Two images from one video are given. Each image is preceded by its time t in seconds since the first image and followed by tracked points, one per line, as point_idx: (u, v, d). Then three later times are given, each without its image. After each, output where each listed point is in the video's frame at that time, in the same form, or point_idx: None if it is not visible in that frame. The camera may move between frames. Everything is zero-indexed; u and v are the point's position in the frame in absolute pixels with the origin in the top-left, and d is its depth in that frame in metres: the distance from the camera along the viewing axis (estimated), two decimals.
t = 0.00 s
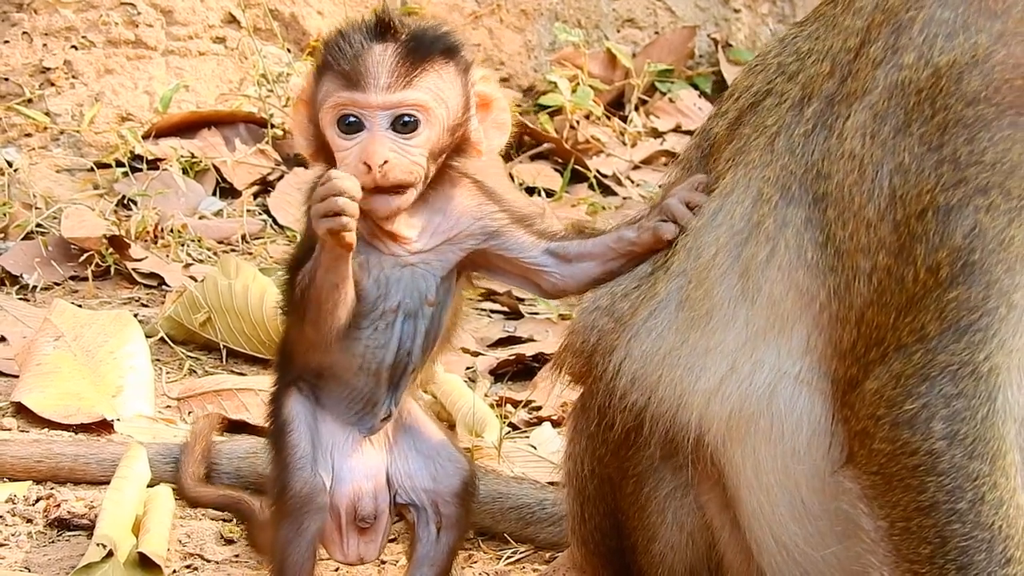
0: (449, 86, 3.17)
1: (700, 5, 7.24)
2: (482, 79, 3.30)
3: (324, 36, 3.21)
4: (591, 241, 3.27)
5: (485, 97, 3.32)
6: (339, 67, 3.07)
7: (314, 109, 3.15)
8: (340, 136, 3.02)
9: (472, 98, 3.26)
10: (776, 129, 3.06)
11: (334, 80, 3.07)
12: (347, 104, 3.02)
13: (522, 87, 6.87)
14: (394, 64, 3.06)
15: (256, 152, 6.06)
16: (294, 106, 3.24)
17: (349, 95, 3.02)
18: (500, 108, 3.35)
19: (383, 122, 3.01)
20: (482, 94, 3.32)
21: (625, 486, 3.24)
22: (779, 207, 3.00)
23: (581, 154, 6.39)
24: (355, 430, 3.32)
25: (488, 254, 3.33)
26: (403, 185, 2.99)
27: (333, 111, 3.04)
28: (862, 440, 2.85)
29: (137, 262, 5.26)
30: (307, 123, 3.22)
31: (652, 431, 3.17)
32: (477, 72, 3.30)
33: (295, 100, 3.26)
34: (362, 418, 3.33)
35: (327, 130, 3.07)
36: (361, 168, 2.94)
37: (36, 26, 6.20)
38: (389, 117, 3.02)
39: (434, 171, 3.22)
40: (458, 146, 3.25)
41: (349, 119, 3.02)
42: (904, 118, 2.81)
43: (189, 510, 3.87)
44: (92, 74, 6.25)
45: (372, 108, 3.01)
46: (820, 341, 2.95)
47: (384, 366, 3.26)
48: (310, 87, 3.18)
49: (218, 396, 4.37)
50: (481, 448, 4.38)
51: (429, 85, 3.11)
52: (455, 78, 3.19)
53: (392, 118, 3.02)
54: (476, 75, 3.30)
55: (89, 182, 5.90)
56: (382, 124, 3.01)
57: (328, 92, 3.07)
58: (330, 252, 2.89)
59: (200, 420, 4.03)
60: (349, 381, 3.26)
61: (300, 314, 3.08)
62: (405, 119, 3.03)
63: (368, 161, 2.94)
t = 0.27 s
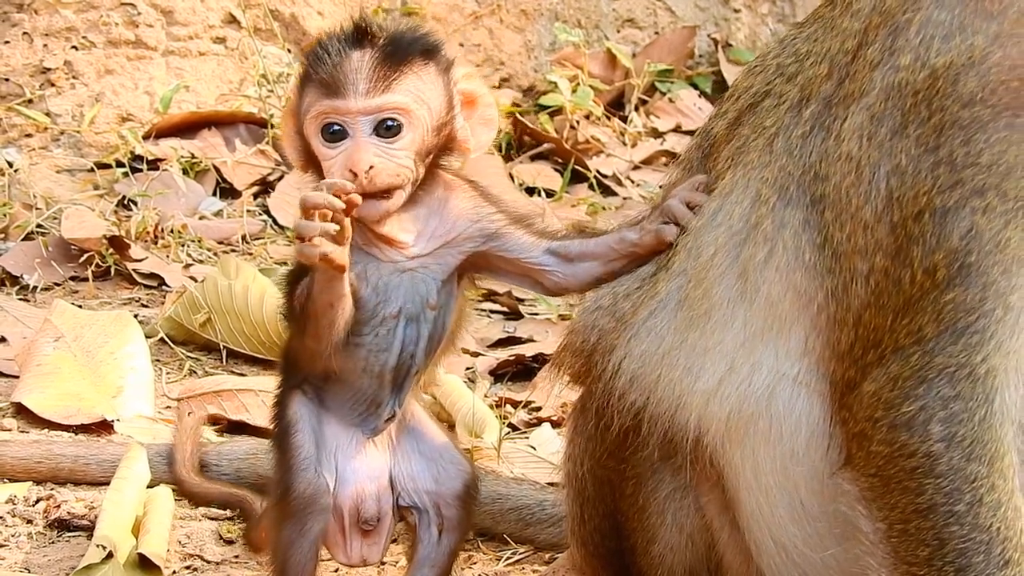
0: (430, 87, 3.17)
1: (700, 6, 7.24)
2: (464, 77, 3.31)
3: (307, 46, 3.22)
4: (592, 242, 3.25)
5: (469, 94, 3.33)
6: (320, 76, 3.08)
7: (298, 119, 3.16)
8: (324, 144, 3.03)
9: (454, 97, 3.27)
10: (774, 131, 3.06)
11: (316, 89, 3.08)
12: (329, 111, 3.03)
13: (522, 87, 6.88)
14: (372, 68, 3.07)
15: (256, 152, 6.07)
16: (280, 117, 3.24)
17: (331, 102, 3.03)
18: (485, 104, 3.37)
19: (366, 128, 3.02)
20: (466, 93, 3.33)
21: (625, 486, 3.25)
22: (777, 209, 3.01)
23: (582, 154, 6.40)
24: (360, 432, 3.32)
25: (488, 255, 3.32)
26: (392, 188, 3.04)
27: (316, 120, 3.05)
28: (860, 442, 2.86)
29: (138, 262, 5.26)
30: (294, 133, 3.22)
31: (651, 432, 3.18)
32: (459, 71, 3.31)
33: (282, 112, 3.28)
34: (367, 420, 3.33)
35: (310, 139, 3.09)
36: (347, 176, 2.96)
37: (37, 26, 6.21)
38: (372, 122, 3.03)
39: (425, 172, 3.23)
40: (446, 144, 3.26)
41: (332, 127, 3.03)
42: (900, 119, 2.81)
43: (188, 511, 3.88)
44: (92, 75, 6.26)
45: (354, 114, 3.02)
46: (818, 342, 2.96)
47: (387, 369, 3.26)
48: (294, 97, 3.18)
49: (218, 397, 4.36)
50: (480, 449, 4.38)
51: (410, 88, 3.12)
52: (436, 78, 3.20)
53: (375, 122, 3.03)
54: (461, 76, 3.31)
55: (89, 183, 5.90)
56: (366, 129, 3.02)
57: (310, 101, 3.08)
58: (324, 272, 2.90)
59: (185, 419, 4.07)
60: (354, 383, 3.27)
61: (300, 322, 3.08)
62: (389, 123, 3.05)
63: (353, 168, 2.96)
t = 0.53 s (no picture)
0: (433, 95, 3.16)
1: (699, 7, 7.24)
2: (466, 85, 3.30)
3: (309, 50, 3.20)
4: (590, 245, 3.25)
5: (471, 103, 3.31)
6: (322, 80, 3.06)
7: (298, 122, 3.14)
8: (324, 149, 3.01)
9: (456, 105, 3.25)
10: (775, 130, 3.06)
11: (317, 93, 3.06)
12: (329, 116, 3.02)
13: (520, 87, 6.88)
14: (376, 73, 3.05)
15: (255, 152, 6.06)
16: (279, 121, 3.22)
17: (332, 107, 3.02)
18: (486, 114, 3.35)
19: (366, 134, 3.01)
20: (468, 101, 3.31)
21: (625, 486, 3.24)
22: (778, 210, 3.01)
23: (580, 154, 6.40)
24: (366, 437, 3.32)
25: (486, 261, 3.31)
26: (387, 200, 3.04)
27: (316, 125, 3.03)
28: (861, 442, 2.86)
29: (136, 263, 5.25)
30: (293, 135, 3.19)
31: (651, 432, 3.17)
32: (461, 79, 3.29)
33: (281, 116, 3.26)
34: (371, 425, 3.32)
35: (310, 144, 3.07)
36: (345, 183, 2.94)
37: (35, 27, 6.18)
38: (372, 129, 3.02)
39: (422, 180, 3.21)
40: (445, 153, 3.25)
41: (332, 131, 3.01)
42: (901, 120, 2.81)
43: (187, 511, 3.87)
44: (91, 75, 6.25)
45: (354, 120, 3.00)
46: (819, 343, 2.96)
47: (388, 375, 3.25)
48: (295, 100, 3.16)
49: (217, 397, 4.38)
50: (480, 449, 4.37)
51: (413, 96, 3.10)
52: (439, 86, 3.18)
53: (375, 129, 3.02)
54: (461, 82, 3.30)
55: (88, 183, 5.90)
56: (366, 136, 3.01)
57: (311, 105, 3.06)
58: (322, 282, 2.89)
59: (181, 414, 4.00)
60: (355, 391, 3.26)
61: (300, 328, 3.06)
62: (389, 130, 3.04)
63: (353, 175, 2.95)
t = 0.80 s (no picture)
0: (434, 106, 3.12)
1: (701, 7, 7.24)
2: (467, 93, 3.22)
3: (309, 55, 3.17)
4: (588, 252, 3.21)
5: (472, 110, 3.24)
6: (321, 90, 3.04)
7: (298, 130, 3.12)
8: (323, 161, 3.00)
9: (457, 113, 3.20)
10: (773, 129, 3.05)
11: (316, 103, 3.04)
12: (329, 127, 3.00)
13: (522, 88, 6.87)
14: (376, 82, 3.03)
15: (257, 153, 6.07)
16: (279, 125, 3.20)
17: (332, 118, 3.00)
18: (486, 121, 3.27)
19: (366, 147, 2.99)
20: (467, 109, 3.24)
21: (624, 492, 3.23)
22: (777, 213, 3.00)
23: (583, 155, 6.40)
24: (364, 441, 3.31)
25: (483, 267, 3.28)
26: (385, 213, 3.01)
27: (316, 135, 3.02)
28: (862, 444, 2.86)
29: (139, 264, 5.26)
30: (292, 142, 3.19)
31: (650, 439, 3.16)
32: (461, 85, 3.22)
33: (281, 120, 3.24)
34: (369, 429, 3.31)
35: (309, 154, 3.05)
36: (345, 196, 2.93)
37: (37, 27, 6.22)
38: (372, 141, 3.00)
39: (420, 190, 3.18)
40: (445, 162, 3.20)
41: (331, 143, 3.00)
42: (907, 114, 2.81)
43: (190, 513, 3.87)
44: (93, 77, 6.26)
45: (354, 132, 2.98)
46: (818, 346, 2.96)
47: (382, 378, 3.24)
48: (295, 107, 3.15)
49: (220, 398, 4.38)
50: (483, 450, 4.37)
51: (413, 107, 3.07)
52: (439, 95, 3.14)
53: (374, 141, 3.00)
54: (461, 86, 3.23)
55: (90, 185, 5.91)
56: (365, 148, 2.99)
57: (311, 115, 3.04)
58: (311, 298, 2.92)
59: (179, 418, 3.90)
60: (352, 392, 3.26)
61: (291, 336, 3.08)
62: (388, 142, 3.01)
63: (352, 188, 2.93)
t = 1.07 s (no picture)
0: (423, 122, 3.12)
1: (701, 7, 7.24)
2: (460, 102, 3.24)
3: (302, 61, 3.15)
4: (583, 256, 3.22)
5: (466, 120, 3.26)
6: (311, 103, 3.02)
7: (287, 144, 3.11)
8: (311, 175, 2.99)
9: (448, 124, 3.20)
10: (779, 127, 3.05)
11: (305, 116, 3.03)
12: (316, 143, 2.99)
13: (523, 88, 6.87)
14: (367, 96, 3.03)
15: (258, 154, 6.08)
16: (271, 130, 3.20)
17: (319, 134, 2.99)
18: (481, 131, 3.29)
19: (354, 164, 2.99)
20: (463, 118, 3.26)
21: (627, 494, 3.22)
22: (783, 214, 3.00)
23: (584, 155, 6.40)
24: (354, 446, 3.31)
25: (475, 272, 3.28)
26: (374, 229, 3.01)
27: (304, 150, 3.01)
28: (867, 444, 2.86)
29: (140, 265, 5.26)
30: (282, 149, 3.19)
31: (653, 441, 3.15)
32: (457, 96, 3.24)
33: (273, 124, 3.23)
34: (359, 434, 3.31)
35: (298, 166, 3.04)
36: (331, 212, 2.94)
37: (39, 29, 6.21)
38: (359, 159, 2.99)
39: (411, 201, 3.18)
40: (435, 174, 3.20)
41: (319, 158, 2.98)
42: (916, 110, 2.82)
43: (193, 514, 3.87)
44: (94, 78, 6.26)
45: (341, 149, 2.97)
46: (822, 346, 2.96)
47: (372, 386, 3.24)
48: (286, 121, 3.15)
49: (222, 400, 4.39)
50: (485, 452, 4.39)
51: (400, 123, 3.06)
52: (430, 108, 3.15)
53: (362, 159, 2.99)
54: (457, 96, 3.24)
55: (91, 187, 5.91)
56: (353, 166, 2.98)
57: (299, 128, 3.03)
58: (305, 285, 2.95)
59: (176, 419, 3.94)
60: (341, 399, 3.25)
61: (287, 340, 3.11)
62: (376, 159, 3.01)
63: (338, 207, 2.94)
